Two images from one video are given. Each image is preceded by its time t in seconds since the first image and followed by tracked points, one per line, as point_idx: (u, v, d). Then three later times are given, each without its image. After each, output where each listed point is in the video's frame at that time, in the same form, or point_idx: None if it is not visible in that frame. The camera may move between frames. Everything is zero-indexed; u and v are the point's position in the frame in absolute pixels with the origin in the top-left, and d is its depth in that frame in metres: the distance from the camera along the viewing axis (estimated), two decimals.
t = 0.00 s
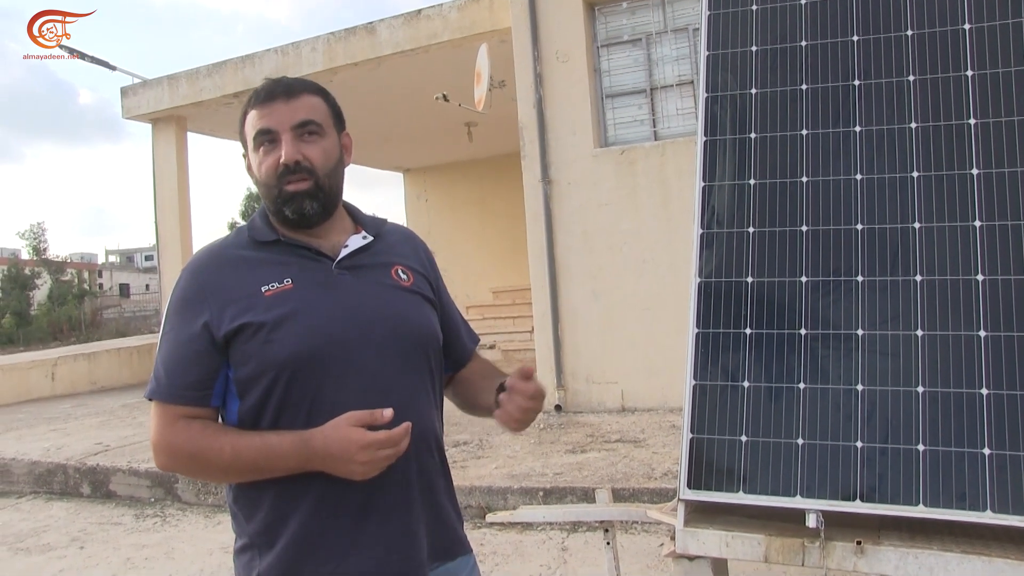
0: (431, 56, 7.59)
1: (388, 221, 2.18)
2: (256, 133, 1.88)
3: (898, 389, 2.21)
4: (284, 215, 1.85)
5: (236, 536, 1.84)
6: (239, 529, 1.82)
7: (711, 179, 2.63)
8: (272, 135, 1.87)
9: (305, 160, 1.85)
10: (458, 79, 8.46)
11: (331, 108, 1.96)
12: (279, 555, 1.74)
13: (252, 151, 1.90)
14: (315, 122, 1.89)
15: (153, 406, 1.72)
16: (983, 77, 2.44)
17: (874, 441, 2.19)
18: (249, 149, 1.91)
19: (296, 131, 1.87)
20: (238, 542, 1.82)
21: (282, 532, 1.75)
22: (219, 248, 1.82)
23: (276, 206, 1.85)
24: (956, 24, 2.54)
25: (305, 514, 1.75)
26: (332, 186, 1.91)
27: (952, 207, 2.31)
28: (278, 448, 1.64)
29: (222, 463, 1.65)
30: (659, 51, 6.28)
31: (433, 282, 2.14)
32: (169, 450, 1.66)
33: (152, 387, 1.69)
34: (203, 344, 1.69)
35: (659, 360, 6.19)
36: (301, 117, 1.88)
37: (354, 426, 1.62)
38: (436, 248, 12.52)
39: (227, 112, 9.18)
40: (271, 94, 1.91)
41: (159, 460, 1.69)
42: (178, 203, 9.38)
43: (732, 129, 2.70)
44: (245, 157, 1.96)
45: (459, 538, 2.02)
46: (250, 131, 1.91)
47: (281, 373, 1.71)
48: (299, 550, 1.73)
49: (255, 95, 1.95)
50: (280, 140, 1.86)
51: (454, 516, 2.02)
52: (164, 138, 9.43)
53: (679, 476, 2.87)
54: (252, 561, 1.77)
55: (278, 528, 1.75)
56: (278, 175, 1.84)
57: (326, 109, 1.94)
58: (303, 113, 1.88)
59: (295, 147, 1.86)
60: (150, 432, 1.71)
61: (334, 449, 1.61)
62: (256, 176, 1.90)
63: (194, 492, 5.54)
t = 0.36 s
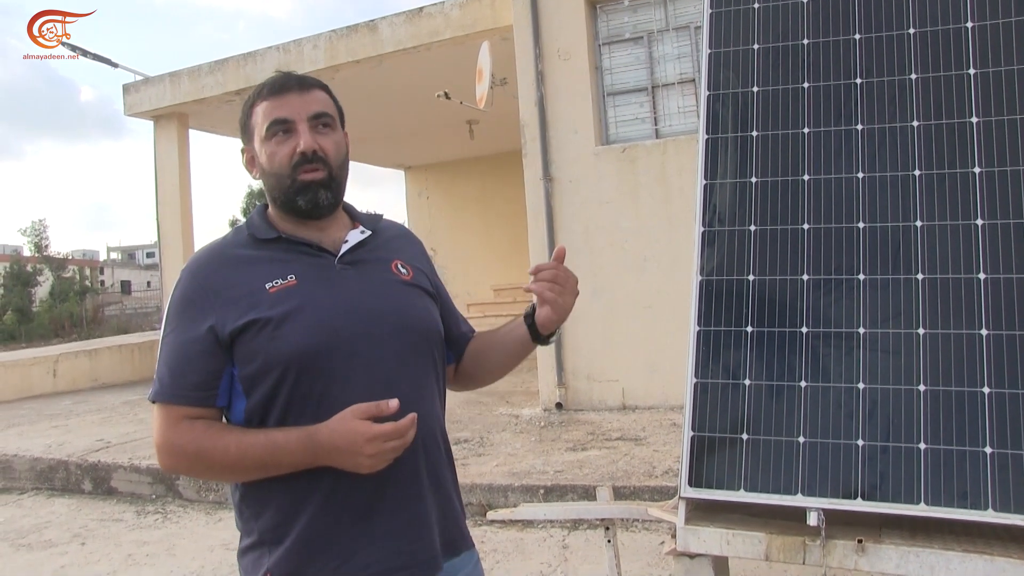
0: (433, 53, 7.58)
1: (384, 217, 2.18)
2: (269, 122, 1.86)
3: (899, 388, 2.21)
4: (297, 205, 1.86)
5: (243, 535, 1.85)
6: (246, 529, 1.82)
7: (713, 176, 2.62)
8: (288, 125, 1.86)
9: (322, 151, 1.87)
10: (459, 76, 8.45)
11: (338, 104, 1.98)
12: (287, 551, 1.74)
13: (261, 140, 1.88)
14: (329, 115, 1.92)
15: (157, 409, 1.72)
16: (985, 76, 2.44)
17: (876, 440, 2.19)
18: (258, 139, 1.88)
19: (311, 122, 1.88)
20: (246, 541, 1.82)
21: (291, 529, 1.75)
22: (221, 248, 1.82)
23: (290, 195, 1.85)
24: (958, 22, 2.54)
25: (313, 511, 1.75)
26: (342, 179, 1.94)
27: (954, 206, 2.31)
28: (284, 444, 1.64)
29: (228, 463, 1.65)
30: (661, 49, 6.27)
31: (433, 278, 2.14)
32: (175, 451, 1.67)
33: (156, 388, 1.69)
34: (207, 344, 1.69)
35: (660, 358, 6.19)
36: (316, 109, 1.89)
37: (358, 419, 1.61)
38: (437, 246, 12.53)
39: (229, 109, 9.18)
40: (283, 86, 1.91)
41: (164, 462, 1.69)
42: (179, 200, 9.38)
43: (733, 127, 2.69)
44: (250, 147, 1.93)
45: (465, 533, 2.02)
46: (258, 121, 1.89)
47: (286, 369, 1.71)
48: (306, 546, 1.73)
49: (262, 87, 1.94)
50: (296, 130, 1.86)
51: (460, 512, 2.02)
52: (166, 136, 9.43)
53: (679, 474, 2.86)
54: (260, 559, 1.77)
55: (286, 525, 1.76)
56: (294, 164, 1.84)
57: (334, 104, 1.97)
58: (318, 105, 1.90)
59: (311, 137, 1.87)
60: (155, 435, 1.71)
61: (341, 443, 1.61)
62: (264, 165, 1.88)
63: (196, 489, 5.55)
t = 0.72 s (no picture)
0: (432, 51, 7.57)
1: (380, 214, 2.18)
2: (268, 120, 1.86)
3: (899, 386, 2.21)
4: (299, 202, 1.85)
5: (248, 535, 1.84)
6: (251, 529, 1.81)
7: (713, 175, 2.62)
8: (288, 123, 1.86)
9: (324, 148, 1.87)
10: (459, 74, 8.44)
11: (334, 103, 2.00)
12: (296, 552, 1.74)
13: (260, 139, 1.87)
14: (328, 113, 1.93)
15: (160, 412, 1.71)
16: (984, 75, 2.43)
17: (874, 438, 2.19)
18: (256, 137, 1.87)
19: (312, 120, 1.89)
20: (251, 541, 1.82)
21: (297, 528, 1.75)
22: (221, 248, 1.82)
23: (292, 192, 1.85)
24: (957, 21, 2.54)
25: (320, 510, 1.75)
26: (342, 177, 1.94)
27: (954, 205, 2.31)
28: (293, 443, 1.64)
29: (236, 463, 1.65)
30: (660, 48, 6.27)
31: (431, 275, 2.14)
32: (181, 453, 1.66)
33: (159, 391, 1.68)
34: (211, 345, 1.68)
35: (660, 356, 6.19)
36: (315, 108, 1.90)
37: (372, 416, 1.63)
38: (436, 244, 12.52)
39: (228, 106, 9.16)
40: (280, 85, 1.91)
41: (170, 465, 1.68)
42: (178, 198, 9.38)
43: (733, 126, 2.68)
44: (247, 146, 1.92)
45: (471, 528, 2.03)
46: (256, 120, 1.88)
47: (292, 368, 1.71)
48: (312, 544, 1.73)
49: (257, 87, 1.94)
50: (296, 128, 1.86)
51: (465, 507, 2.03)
52: (165, 133, 9.41)
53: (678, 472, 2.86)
54: (267, 558, 1.77)
55: (292, 524, 1.75)
56: (296, 161, 1.84)
57: (331, 103, 1.97)
58: (317, 104, 1.91)
59: (312, 135, 1.87)
60: (158, 439, 1.70)
61: (352, 440, 1.62)
62: (263, 163, 1.87)
63: (195, 488, 5.54)
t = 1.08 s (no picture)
0: (433, 48, 7.56)
1: (389, 211, 2.17)
2: (282, 113, 1.85)
3: (901, 383, 2.20)
4: (309, 195, 1.85)
5: (246, 529, 1.84)
6: (249, 524, 1.81)
7: (713, 172, 2.62)
8: (302, 116, 1.86)
9: (336, 142, 1.87)
10: (459, 71, 8.43)
11: (346, 99, 2.00)
12: (291, 549, 1.73)
13: (273, 131, 1.86)
14: (340, 108, 1.93)
15: (160, 405, 1.71)
16: (987, 72, 2.42)
17: (876, 436, 2.18)
18: (269, 130, 1.87)
19: (325, 114, 1.88)
20: (249, 536, 1.82)
21: (295, 526, 1.75)
22: (225, 242, 1.81)
23: (303, 185, 1.84)
24: (960, 17, 2.53)
25: (316, 509, 1.74)
26: (352, 171, 1.94)
27: (955, 202, 2.30)
28: (285, 444, 1.64)
29: (230, 460, 1.65)
30: (660, 45, 6.26)
31: (437, 274, 2.13)
32: (178, 447, 1.66)
33: (159, 384, 1.68)
34: (211, 341, 1.68)
35: (660, 353, 6.19)
36: (328, 102, 1.90)
37: (362, 424, 1.63)
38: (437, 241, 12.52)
39: (227, 103, 9.15)
40: (294, 79, 1.91)
41: (166, 458, 1.68)
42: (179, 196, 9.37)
43: (735, 123, 2.68)
44: (258, 139, 1.91)
45: (471, 526, 2.02)
46: (269, 112, 1.87)
47: (291, 366, 1.70)
48: (308, 542, 1.73)
49: (271, 79, 1.93)
50: (310, 121, 1.86)
51: (464, 507, 2.02)
52: (165, 131, 9.40)
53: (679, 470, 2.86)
54: (265, 554, 1.77)
55: (290, 521, 1.75)
56: (308, 154, 1.83)
57: (343, 98, 1.97)
58: (331, 98, 1.91)
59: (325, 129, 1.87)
60: (157, 432, 1.70)
61: (342, 444, 1.61)
62: (275, 156, 1.86)
63: (195, 485, 5.54)
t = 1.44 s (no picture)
0: (434, 47, 7.56)
1: (394, 210, 2.18)
2: (289, 109, 1.86)
3: (902, 381, 2.20)
4: (316, 191, 1.85)
5: (251, 526, 1.85)
6: (254, 521, 1.82)
7: (715, 171, 2.62)
8: (309, 113, 1.86)
9: (343, 139, 1.87)
10: (460, 69, 8.42)
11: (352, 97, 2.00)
12: (295, 545, 1.74)
13: (280, 128, 1.86)
14: (347, 106, 1.93)
15: (165, 402, 1.72)
16: (989, 70, 2.41)
17: (878, 434, 2.18)
18: (276, 126, 1.87)
19: (332, 112, 1.89)
20: (254, 532, 1.82)
21: (299, 523, 1.75)
22: (230, 240, 1.82)
23: (310, 181, 1.84)
24: (961, 15, 2.52)
25: (319, 505, 1.74)
26: (359, 169, 1.94)
27: (956, 202, 2.30)
28: (280, 434, 1.63)
29: (230, 454, 1.65)
30: (662, 43, 6.25)
31: (442, 272, 2.13)
32: (180, 442, 1.67)
33: (165, 381, 1.69)
34: (215, 338, 1.68)
35: (662, 352, 6.19)
36: (335, 100, 1.90)
37: (352, 410, 1.60)
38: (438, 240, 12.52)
39: (229, 102, 9.15)
40: (302, 77, 1.91)
41: (171, 454, 1.69)
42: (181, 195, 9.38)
43: (737, 121, 2.68)
44: (265, 136, 1.91)
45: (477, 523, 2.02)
46: (277, 108, 1.88)
47: (295, 363, 1.71)
48: (313, 538, 1.74)
49: (278, 77, 1.93)
50: (317, 119, 1.86)
51: (469, 503, 2.02)
52: (167, 129, 9.41)
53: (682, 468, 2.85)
54: (270, 551, 1.78)
55: (294, 518, 1.76)
56: (315, 150, 1.83)
57: (350, 96, 1.98)
58: (338, 96, 1.91)
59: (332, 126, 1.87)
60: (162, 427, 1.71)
61: (332, 432, 1.59)
62: (282, 152, 1.86)
63: (198, 483, 5.55)
